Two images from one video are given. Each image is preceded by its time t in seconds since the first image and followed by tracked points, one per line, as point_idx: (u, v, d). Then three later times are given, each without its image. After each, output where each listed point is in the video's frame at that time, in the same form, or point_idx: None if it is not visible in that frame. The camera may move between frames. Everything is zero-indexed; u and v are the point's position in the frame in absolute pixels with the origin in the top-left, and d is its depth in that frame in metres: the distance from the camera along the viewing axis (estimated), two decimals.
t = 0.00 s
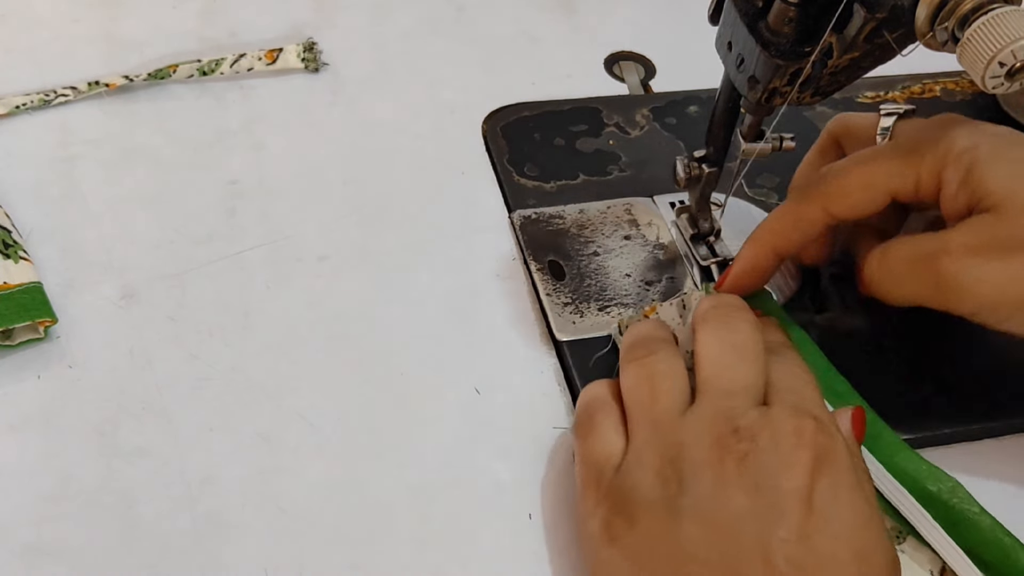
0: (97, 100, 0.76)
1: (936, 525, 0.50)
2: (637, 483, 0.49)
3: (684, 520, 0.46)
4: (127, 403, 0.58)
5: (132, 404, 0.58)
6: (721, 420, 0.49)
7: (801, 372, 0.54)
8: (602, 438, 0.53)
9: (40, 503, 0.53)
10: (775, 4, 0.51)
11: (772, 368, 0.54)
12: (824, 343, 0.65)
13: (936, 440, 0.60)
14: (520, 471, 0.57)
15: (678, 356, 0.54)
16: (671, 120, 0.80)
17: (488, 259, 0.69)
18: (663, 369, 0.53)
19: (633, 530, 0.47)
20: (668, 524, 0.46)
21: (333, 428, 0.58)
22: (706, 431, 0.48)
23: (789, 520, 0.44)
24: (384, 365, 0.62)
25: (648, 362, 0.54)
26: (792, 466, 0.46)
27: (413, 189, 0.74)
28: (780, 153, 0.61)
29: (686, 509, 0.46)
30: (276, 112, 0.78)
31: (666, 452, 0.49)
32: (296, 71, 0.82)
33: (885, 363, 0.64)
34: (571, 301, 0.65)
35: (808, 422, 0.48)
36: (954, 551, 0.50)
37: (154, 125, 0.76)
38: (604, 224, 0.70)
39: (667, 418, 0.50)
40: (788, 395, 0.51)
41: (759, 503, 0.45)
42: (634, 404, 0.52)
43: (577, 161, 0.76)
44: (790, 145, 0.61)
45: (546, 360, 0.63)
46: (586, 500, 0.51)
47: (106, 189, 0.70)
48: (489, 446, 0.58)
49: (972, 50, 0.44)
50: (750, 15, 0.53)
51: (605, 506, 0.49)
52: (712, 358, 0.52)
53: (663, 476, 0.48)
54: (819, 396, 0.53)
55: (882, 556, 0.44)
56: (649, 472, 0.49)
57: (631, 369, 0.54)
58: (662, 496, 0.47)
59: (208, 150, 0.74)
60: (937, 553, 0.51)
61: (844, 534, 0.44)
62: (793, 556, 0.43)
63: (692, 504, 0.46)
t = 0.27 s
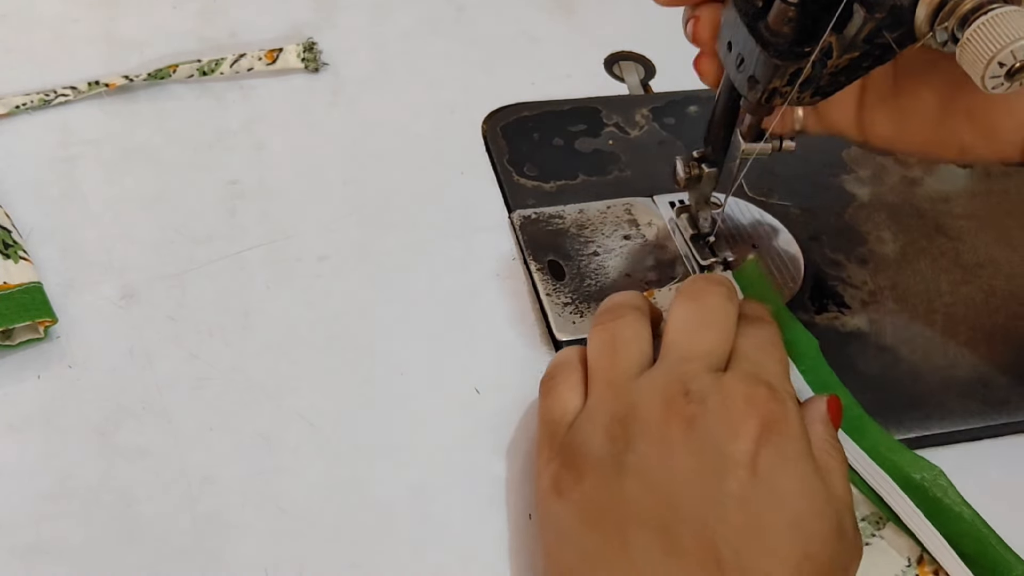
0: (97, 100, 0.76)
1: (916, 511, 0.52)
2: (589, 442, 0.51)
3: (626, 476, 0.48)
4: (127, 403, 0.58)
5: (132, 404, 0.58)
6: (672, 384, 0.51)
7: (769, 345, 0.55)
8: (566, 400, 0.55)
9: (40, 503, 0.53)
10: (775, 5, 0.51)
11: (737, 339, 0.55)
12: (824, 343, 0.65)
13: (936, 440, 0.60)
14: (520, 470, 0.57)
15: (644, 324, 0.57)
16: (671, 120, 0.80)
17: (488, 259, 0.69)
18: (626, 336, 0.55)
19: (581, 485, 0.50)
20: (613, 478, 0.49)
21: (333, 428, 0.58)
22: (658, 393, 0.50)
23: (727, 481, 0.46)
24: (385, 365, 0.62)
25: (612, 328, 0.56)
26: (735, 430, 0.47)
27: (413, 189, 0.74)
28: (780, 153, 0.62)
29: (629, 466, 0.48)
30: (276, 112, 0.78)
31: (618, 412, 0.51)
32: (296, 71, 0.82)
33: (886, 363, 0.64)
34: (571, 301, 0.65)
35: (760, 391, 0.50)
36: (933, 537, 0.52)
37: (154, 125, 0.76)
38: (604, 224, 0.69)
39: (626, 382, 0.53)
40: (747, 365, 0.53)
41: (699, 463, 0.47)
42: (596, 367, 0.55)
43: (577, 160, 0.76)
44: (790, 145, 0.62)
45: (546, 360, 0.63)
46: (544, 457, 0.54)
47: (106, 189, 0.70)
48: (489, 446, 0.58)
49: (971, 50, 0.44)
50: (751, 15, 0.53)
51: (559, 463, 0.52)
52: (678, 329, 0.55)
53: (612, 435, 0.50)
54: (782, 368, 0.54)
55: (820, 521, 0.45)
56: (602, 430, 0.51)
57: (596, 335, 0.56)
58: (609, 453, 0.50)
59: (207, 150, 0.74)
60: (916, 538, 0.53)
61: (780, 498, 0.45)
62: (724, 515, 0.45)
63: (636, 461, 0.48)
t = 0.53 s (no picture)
0: (97, 100, 0.76)
1: (899, 479, 0.54)
2: (568, 400, 0.53)
3: (603, 428, 0.50)
4: (127, 403, 0.58)
5: (132, 404, 0.58)
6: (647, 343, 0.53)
7: (748, 306, 0.56)
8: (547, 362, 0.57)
9: (41, 503, 0.53)
10: (775, 5, 0.51)
11: (713, 300, 0.57)
12: (824, 342, 0.65)
13: (936, 440, 0.60)
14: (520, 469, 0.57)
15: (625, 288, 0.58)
16: (671, 120, 0.80)
17: (488, 259, 0.69)
18: (606, 300, 0.57)
19: (560, 440, 0.51)
20: (591, 431, 0.50)
21: (333, 428, 0.58)
22: (634, 352, 0.52)
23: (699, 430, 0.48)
24: (385, 365, 0.62)
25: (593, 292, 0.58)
26: (707, 384, 0.50)
27: (413, 188, 0.74)
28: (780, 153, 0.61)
29: (606, 420, 0.50)
30: (276, 112, 0.78)
31: (596, 371, 0.53)
32: (296, 71, 0.82)
33: (887, 363, 0.64)
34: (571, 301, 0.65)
35: (731, 346, 0.52)
36: (915, 506, 0.54)
37: (154, 125, 0.76)
38: (604, 224, 0.69)
39: (605, 343, 0.55)
40: (722, 322, 0.55)
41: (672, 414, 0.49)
42: (578, 329, 0.57)
43: (577, 160, 0.76)
44: (790, 145, 0.61)
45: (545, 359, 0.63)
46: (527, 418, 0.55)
47: (106, 188, 0.70)
48: (488, 445, 0.58)
49: (972, 50, 0.44)
50: (750, 15, 0.53)
51: (539, 420, 0.53)
52: (654, 290, 0.57)
53: (591, 392, 0.52)
54: (759, 327, 0.55)
55: (790, 464, 0.47)
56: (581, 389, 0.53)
57: (576, 300, 0.58)
58: (587, 409, 0.52)
59: (207, 150, 0.74)
60: (897, 506, 0.54)
61: (751, 442, 0.47)
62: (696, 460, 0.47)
63: (612, 416, 0.50)
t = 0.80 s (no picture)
0: (97, 100, 0.76)
1: (891, 462, 0.54)
2: (566, 393, 0.53)
3: (601, 420, 0.50)
4: (127, 403, 0.58)
5: (132, 404, 0.58)
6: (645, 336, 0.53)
7: (744, 299, 0.56)
8: (546, 357, 0.57)
9: (41, 504, 0.53)
10: (775, 5, 0.51)
11: (711, 296, 0.57)
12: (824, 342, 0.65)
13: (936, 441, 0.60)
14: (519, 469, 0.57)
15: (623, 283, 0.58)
16: (671, 120, 0.80)
17: (488, 259, 0.69)
18: (604, 294, 0.57)
19: (560, 433, 0.51)
20: (589, 422, 0.50)
21: (333, 428, 0.58)
22: (632, 345, 0.52)
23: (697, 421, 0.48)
24: (385, 365, 0.62)
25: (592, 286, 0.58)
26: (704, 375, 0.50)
27: (413, 189, 0.74)
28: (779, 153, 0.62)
29: (604, 411, 0.50)
30: (277, 112, 0.78)
31: (594, 364, 0.53)
32: (296, 71, 0.82)
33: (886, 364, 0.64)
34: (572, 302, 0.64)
35: (729, 338, 0.52)
36: (908, 488, 0.53)
37: (155, 125, 0.76)
38: (604, 224, 0.69)
39: (602, 336, 0.55)
40: (720, 316, 0.55)
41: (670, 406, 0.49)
42: (575, 322, 0.57)
43: (577, 160, 0.76)
44: (790, 145, 0.62)
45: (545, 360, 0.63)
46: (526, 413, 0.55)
47: (106, 188, 0.70)
48: (488, 445, 0.58)
49: (972, 50, 0.44)
50: (750, 15, 0.53)
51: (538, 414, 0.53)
52: (650, 284, 0.57)
53: (589, 385, 0.52)
54: (756, 321, 0.55)
55: (788, 454, 0.47)
56: (579, 383, 0.53)
57: (573, 294, 0.58)
58: (586, 402, 0.52)
59: (208, 150, 0.74)
60: (892, 491, 0.54)
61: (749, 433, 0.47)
62: (694, 450, 0.46)
63: (609, 407, 0.50)
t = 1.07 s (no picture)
0: (97, 100, 0.76)
1: (889, 462, 0.54)
2: (565, 393, 0.53)
3: (601, 422, 0.50)
4: (127, 403, 0.58)
5: (132, 404, 0.58)
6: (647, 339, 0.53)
7: (749, 306, 0.57)
8: (544, 355, 0.57)
9: (41, 504, 0.53)
10: (775, 5, 0.51)
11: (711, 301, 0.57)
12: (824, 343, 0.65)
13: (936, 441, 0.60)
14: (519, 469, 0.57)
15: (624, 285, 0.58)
16: (671, 120, 0.80)
17: (488, 259, 0.69)
18: (605, 295, 0.57)
19: (558, 433, 0.51)
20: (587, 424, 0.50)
21: (333, 428, 0.58)
22: (634, 347, 0.52)
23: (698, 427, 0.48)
24: (385, 365, 0.62)
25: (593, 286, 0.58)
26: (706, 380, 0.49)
27: (413, 189, 0.74)
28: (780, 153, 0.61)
29: (603, 414, 0.50)
30: (277, 112, 0.78)
31: (594, 364, 0.53)
32: (296, 71, 0.82)
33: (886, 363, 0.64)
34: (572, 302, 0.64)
35: (731, 345, 0.52)
36: (906, 487, 0.53)
37: (155, 125, 0.76)
38: (604, 224, 0.69)
39: (604, 337, 0.55)
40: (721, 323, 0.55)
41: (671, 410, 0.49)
42: (576, 322, 0.57)
43: (577, 160, 0.76)
44: (791, 145, 0.61)
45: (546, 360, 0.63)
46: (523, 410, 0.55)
47: (106, 188, 0.70)
48: (488, 445, 0.58)
49: (972, 51, 0.44)
50: (750, 15, 0.53)
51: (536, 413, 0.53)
52: (655, 288, 0.57)
53: (590, 385, 0.52)
54: (757, 327, 0.56)
55: (784, 467, 0.47)
56: (579, 383, 0.53)
57: (575, 294, 0.58)
58: (586, 403, 0.51)
59: (208, 150, 0.74)
60: (890, 491, 0.54)
61: (749, 443, 0.47)
62: (693, 457, 0.47)
63: (609, 409, 0.50)
